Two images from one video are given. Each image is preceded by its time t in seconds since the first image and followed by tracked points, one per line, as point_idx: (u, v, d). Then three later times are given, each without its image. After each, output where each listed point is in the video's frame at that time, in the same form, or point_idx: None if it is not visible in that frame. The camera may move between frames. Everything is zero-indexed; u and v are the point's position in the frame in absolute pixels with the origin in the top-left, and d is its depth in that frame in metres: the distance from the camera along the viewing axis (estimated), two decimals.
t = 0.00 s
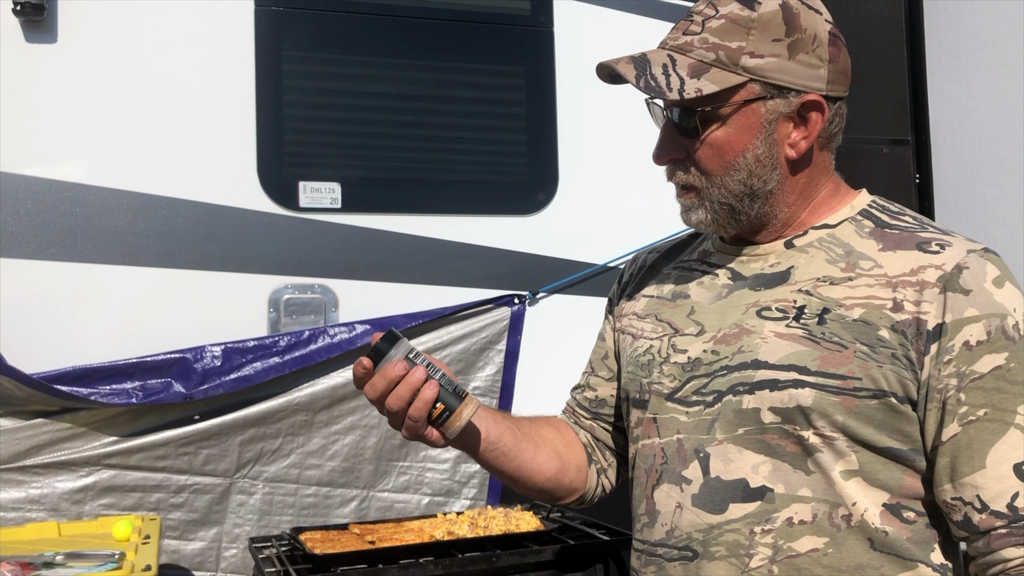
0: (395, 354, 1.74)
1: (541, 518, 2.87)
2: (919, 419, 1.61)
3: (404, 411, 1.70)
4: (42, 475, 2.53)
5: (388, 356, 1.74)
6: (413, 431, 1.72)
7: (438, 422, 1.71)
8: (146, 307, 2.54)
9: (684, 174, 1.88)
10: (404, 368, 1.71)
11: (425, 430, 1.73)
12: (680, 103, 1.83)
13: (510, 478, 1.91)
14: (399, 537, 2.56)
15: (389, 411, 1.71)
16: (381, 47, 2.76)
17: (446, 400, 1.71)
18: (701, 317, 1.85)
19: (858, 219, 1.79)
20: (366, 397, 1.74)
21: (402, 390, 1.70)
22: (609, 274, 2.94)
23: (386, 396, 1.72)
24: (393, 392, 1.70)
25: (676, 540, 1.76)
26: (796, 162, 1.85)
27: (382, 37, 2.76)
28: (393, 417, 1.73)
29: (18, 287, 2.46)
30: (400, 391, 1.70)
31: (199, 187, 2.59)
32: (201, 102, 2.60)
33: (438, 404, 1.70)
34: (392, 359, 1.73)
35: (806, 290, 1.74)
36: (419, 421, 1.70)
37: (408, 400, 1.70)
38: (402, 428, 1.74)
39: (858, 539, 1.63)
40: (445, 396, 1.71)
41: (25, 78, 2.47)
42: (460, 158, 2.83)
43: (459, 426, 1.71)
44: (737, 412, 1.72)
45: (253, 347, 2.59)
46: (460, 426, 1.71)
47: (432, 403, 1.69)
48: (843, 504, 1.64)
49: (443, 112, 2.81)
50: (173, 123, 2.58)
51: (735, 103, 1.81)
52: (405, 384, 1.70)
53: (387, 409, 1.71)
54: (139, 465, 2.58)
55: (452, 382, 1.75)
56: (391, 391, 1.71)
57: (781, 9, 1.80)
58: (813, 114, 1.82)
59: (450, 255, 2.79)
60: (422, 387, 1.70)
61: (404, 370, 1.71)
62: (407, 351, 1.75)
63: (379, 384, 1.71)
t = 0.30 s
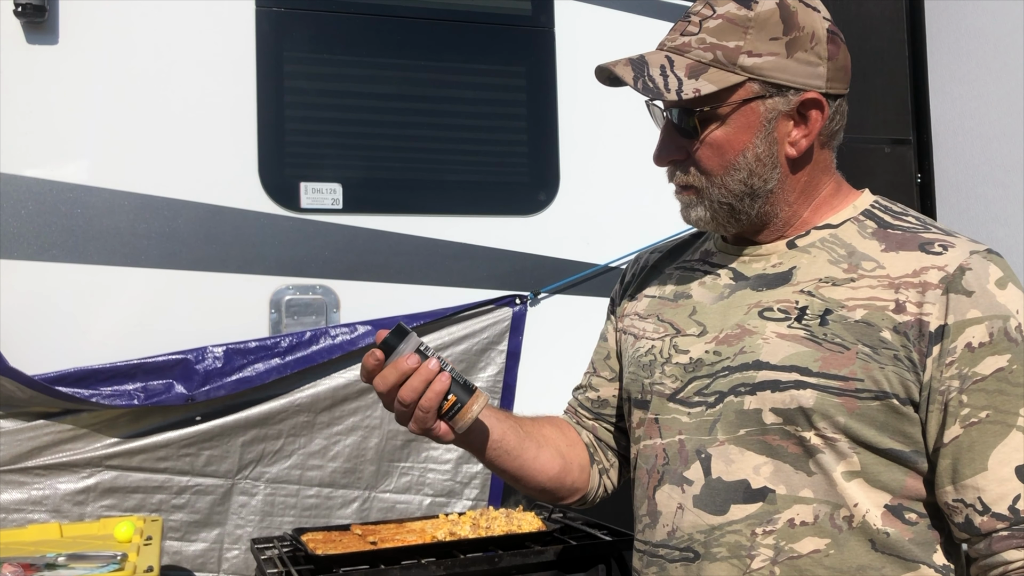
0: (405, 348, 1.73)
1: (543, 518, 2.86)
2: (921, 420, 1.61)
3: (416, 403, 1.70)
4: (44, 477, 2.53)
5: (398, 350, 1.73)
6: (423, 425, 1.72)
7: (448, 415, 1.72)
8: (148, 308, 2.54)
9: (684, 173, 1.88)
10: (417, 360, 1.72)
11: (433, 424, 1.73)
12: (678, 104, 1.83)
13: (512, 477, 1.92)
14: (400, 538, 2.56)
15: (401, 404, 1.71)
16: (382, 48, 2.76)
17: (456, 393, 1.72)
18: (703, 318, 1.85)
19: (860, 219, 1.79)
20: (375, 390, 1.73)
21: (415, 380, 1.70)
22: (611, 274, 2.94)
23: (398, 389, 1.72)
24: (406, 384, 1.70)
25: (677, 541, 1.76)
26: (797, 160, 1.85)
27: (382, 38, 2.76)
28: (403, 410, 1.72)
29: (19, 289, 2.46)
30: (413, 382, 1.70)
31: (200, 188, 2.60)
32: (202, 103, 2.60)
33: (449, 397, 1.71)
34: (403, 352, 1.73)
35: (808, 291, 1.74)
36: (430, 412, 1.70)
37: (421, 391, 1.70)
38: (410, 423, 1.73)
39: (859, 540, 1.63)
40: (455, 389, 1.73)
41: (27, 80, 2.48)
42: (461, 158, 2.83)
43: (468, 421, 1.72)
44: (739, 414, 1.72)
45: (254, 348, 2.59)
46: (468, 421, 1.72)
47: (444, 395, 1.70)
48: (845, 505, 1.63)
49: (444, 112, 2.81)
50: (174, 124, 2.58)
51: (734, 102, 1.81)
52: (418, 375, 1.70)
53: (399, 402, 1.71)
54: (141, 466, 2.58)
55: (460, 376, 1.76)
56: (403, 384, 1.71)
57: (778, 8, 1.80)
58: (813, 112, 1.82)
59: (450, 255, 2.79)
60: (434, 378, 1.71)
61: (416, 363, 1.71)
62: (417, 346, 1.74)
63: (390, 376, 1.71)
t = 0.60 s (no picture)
0: (405, 349, 1.72)
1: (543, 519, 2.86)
2: (922, 421, 1.61)
3: (417, 404, 1.70)
4: (44, 478, 2.52)
5: (398, 351, 1.72)
6: (423, 426, 1.72)
7: (448, 415, 1.72)
8: (148, 309, 2.54)
9: (683, 173, 1.87)
10: (418, 360, 1.71)
11: (434, 425, 1.72)
12: (678, 104, 1.83)
13: (512, 479, 1.91)
14: (400, 540, 2.56)
15: (401, 404, 1.71)
16: (382, 48, 2.76)
17: (456, 394, 1.72)
18: (703, 318, 1.85)
19: (861, 220, 1.79)
20: (375, 389, 1.73)
21: (416, 381, 1.70)
22: (611, 275, 2.94)
23: (399, 389, 1.71)
24: (407, 384, 1.70)
25: (678, 542, 1.76)
26: (796, 160, 1.84)
27: (382, 39, 2.76)
28: (403, 410, 1.72)
29: (19, 290, 2.45)
30: (414, 382, 1.70)
31: (200, 189, 2.59)
32: (202, 104, 2.60)
33: (449, 397, 1.71)
34: (403, 353, 1.72)
35: (809, 292, 1.74)
36: (430, 413, 1.70)
37: (421, 391, 1.70)
38: (410, 423, 1.73)
39: (860, 542, 1.62)
40: (455, 390, 1.73)
41: (26, 82, 2.48)
42: (461, 159, 2.83)
43: (468, 423, 1.72)
44: (740, 415, 1.72)
45: (255, 349, 2.59)
46: (468, 423, 1.72)
47: (444, 395, 1.70)
48: (846, 507, 1.63)
49: (444, 113, 2.81)
50: (175, 125, 2.58)
51: (733, 102, 1.81)
52: (419, 375, 1.70)
53: (399, 402, 1.71)
54: (141, 467, 2.58)
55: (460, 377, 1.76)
56: (403, 384, 1.71)
57: (777, 7, 1.81)
58: (812, 111, 1.82)
59: (450, 256, 2.79)
60: (435, 379, 1.71)
61: (416, 363, 1.71)
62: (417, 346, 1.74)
63: (391, 376, 1.71)
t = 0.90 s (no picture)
0: (405, 349, 1.72)
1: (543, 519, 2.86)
2: (923, 421, 1.61)
3: (418, 404, 1.71)
4: (44, 478, 2.52)
5: (398, 351, 1.72)
6: (423, 426, 1.72)
7: (449, 415, 1.72)
8: (148, 309, 2.54)
9: (685, 174, 1.88)
10: (418, 360, 1.71)
11: (435, 425, 1.73)
12: (679, 104, 1.83)
13: (512, 479, 1.92)
14: (400, 539, 2.56)
15: (401, 404, 1.71)
16: (382, 48, 2.76)
17: (455, 394, 1.72)
18: (704, 318, 1.85)
19: (861, 220, 1.79)
20: (375, 390, 1.73)
21: (416, 381, 1.70)
22: (611, 274, 2.94)
23: (399, 389, 1.72)
24: (407, 384, 1.70)
25: (679, 542, 1.76)
26: (797, 160, 1.85)
27: (381, 38, 2.76)
28: (404, 410, 1.72)
29: (18, 289, 2.45)
30: (414, 382, 1.70)
31: (200, 188, 2.59)
32: (203, 103, 2.60)
33: (450, 397, 1.71)
34: (403, 353, 1.72)
35: (810, 292, 1.74)
36: (431, 412, 1.70)
37: (422, 391, 1.70)
38: (411, 423, 1.73)
39: (861, 542, 1.63)
40: (456, 389, 1.73)
41: (27, 82, 2.47)
42: (461, 159, 2.83)
43: (468, 422, 1.72)
44: (741, 415, 1.72)
45: (254, 349, 2.59)
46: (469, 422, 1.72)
47: (445, 395, 1.70)
48: (846, 506, 1.63)
49: (443, 113, 2.81)
50: (175, 124, 2.58)
51: (734, 102, 1.81)
52: (419, 375, 1.70)
53: (400, 402, 1.71)
54: (140, 466, 2.58)
55: (460, 376, 1.76)
56: (404, 384, 1.71)
57: (777, 8, 1.81)
58: (813, 110, 1.82)
59: (450, 256, 2.79)
60: (435, 379, 1.71)
61: (416, 363, 1.71)
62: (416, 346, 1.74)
63: (392, 377, 1.71)
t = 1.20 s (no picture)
0: (407, 347, 1.73)
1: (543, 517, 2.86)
2: (926, 420, 1.61)
3: (422, 400, 1.71)
4: (43, 475, 2.52)
5: (401, 348, 1.73)
6: (428, 422, 1.72)
7: (454, 411, 1.72)
8: (147, 306, 2.54)
9: (689, 171, 1.88)
10: (421, 357, 1.71)
11: (439, 421, 1.73)
12: (684, 101, 1.83)
13: (514, 477, 1.92)
14: (400, 537, 2.56)
15: (405, 401, 1.71)
16: (383, 46, 2.76)
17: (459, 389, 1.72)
18: (707, 317, 1.85)
19: (864, 219, 1.79)
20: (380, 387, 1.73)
21: (421, 377, 1.70)
22: (610, 273, 2.95)
23: (403, 386, 1.72)
24: (411, 380, 1.70)
25: (681, 540, 1.76)
26: (801, 157, 1.85)
27: (383, 36, 2.76)
28: (409, 406, 1.72)
29: (18, 286, 2.45)
30: (418, 377, 1.70)
31: (201, 186, 2.59)
32: (203, 101, 2.60)
33: (454, 392, 1.71)
34: (406, 350, 1.73)
35: (814, 291, 1.74)
36: (435, 408, 1.70)
37: (426, 387, 1.70)
38: (415, 420, 1.73)
39: (864, 540, 1.63)
40: (460, 385, 1.73)
41: (26, 79, 2.47)
42: (461, 157, 2.83)
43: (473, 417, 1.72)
44: (744, 413, 1.73)
45: (254, 347, 2.59)
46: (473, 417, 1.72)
47: (449, 390, 1.70)
48: (849, 505, 1.64)
49: (444, 111, 2.81)
50: (175, 122, 2.58)
51: (738, 99, 1.81)
52: (423, 371, 1.70)
53: (404, 399, 1.71)
54: (140, 464, 2.58)
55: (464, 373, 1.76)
56: (408, 380, 1.71)
57: (782, 6, 1.81)
58: (817, 108, 1.82)
59: (450, 254, 2.79)
60: (439, 374, 1.71)
61: (420, 360, 1.71)
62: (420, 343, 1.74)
63: (396, 373, 1.71)
